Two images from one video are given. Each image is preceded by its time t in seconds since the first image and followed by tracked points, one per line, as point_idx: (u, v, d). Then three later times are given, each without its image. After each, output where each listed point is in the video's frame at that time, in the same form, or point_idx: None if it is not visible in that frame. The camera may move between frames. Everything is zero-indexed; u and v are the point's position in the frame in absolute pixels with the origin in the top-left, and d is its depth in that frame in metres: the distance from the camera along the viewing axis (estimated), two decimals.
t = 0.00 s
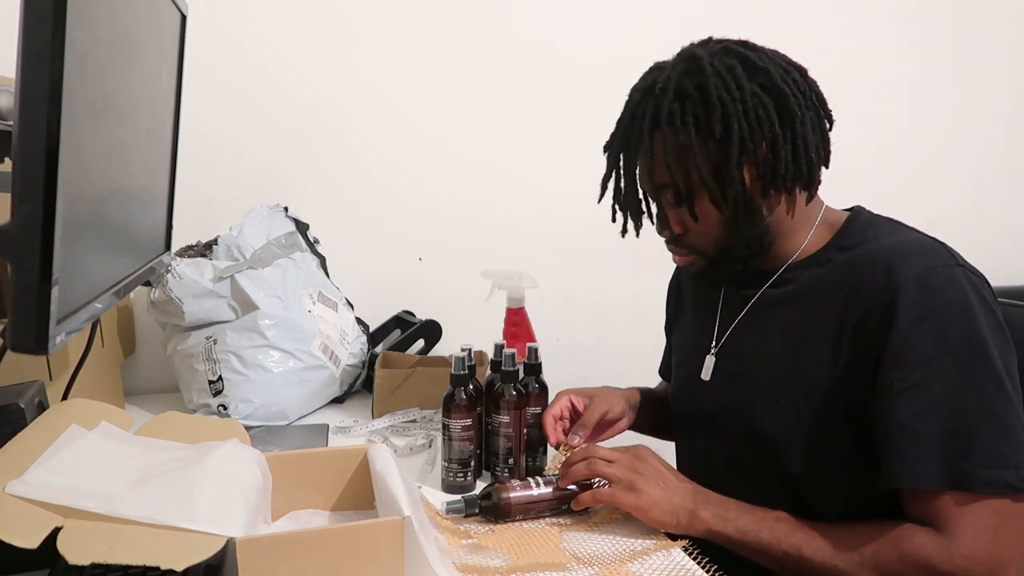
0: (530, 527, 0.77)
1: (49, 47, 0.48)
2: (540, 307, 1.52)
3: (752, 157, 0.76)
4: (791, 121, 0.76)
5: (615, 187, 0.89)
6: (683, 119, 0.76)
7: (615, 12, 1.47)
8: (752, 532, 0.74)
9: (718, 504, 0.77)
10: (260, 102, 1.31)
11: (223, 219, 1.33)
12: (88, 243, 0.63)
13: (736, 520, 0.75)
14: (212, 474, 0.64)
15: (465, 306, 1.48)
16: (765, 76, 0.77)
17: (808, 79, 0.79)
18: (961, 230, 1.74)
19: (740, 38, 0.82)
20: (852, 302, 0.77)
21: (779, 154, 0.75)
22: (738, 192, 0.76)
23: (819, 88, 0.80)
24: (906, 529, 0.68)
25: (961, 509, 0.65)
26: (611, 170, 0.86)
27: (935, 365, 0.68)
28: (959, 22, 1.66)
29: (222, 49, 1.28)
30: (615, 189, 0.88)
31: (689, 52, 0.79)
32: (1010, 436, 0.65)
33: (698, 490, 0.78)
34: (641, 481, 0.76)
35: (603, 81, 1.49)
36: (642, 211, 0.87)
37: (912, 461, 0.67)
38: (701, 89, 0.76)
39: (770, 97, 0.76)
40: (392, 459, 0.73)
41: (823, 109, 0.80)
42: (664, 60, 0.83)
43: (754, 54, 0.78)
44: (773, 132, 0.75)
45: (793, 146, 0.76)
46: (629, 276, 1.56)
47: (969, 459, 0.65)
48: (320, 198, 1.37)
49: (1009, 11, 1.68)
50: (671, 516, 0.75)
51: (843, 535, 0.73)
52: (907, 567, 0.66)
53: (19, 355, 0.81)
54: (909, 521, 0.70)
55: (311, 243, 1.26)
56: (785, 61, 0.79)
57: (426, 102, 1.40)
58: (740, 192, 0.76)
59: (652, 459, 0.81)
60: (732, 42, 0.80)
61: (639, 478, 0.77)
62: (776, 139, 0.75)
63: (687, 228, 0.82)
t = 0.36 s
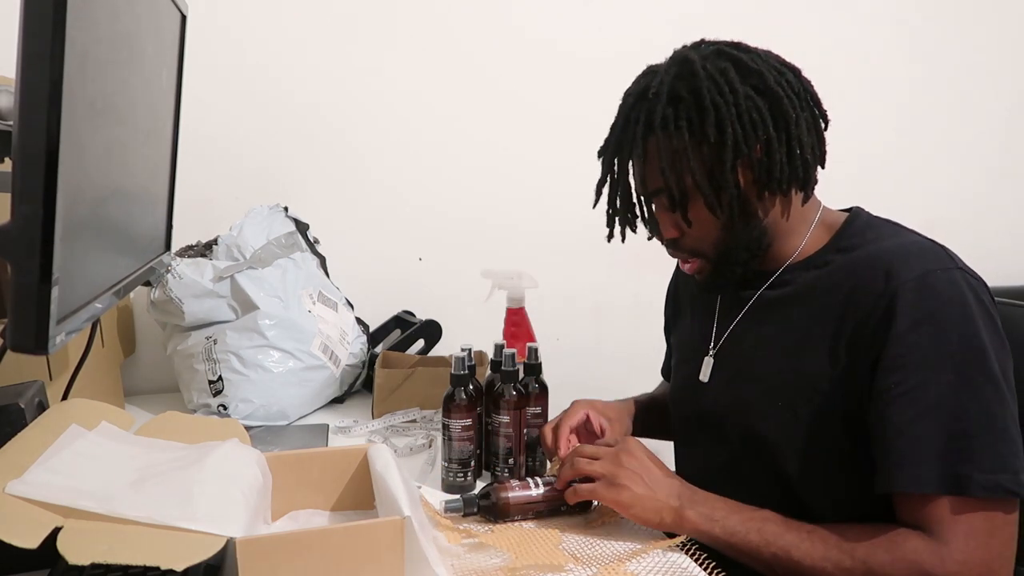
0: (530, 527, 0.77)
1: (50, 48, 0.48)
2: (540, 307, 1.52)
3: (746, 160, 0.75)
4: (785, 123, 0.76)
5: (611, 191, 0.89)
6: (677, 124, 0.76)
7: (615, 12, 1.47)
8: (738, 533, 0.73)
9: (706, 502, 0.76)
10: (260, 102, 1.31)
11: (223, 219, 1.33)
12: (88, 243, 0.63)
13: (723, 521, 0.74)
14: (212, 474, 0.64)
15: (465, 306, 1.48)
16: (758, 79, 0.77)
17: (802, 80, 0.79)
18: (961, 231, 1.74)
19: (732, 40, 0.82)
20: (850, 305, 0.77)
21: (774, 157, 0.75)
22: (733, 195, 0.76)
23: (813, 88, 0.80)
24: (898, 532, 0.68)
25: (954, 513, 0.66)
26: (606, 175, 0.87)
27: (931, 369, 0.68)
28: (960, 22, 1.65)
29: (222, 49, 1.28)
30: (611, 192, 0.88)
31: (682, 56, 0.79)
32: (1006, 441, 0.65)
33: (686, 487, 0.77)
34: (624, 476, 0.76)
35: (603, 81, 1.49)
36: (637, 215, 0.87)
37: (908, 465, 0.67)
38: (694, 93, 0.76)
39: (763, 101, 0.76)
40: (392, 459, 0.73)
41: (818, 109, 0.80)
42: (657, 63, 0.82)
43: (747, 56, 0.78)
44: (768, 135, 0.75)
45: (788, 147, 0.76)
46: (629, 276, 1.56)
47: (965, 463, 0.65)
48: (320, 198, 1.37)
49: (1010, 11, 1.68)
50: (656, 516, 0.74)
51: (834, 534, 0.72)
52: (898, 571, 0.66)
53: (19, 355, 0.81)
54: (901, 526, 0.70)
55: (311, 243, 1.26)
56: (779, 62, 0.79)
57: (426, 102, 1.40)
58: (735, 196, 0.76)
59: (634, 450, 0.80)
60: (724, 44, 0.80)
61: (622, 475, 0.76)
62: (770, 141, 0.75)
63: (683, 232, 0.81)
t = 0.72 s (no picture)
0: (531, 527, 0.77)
1: (50, 48, 0.48)
2: (540, 307, 1.52)
3: (744, 158, 0.75)
4: (785, 121, 0.76)
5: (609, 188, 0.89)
6: (674, 119, 0.76)
7: (615, 12, 1.47)
8: (730, 540, 0.73)
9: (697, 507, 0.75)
10: (260, 102, 1.31)
11: (223, 219, 1.33)
12: (88, 243, 0.63)
13: (715, 528, 0.73)
14: (212, 474, 0.64)
15: (465, 306, 1.48)
16: (758, 76, 0.77)
17: (803, 80, 0.79)
18: (962, 230, 1.74)
19: (735, 38, 0.82)
20: (849, 307, 0.77)
21: (771, 155, 0.75)
22: (729, 194, 0.76)
23: (814, 88, 0.80)
24: (893, 540, 0.69)
25: (952, 522, 0.66)
26: (604, 170, 0.87)
27: (932, 375, 0.68)
28: (959, 22, 1.65)
29: (222, 49, 1.28)
30: (608, 188, 0.89)
31: (682, 52, 0.80)
32: (1009, 452, 0.65)
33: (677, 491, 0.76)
34: (609, 485, 0.76)
35: (603, 81, 1.49)
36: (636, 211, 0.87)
37: (909, 475, 0.67)
38: (693, 89, 0.76)
39: (762, 98, 0.76)
40: (392, 459, 0.73)
41: (819, 109, 0.80)
42: (658, 59, 0.83)
43: (748, 54, 0.78)
44: (765, 133, 0.75)
45: (786, 146, 0.76)
46: (629, 277, 1.56)
47: (967, 475, 0.65)
48: (320, 198, 1.37)
49: (1010, 11, 1.68)
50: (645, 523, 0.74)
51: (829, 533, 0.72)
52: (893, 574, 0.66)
53: (19, 355, 0.81)
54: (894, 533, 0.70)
55: (311, 243, 1.26)
56: (780, 61, 0.79)
57: (426, 102, 1.40)
58: (731, 194, 0.76)
59: (622, 455, 0.79)
60: (726, 41, 0.80)
61: (609, 485, 0.77)
62: (768, 140, 0.75)
63: (680, 229, 0.81)
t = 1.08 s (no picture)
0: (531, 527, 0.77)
1: (50, 49, 0.48)
2: (540, 307, 1.52)
3: (750, 164, 0.75)
4: (790, 125, 0.76)
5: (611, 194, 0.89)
6: (678, 127, 0.76)
7: (615, 12, 1.47)
8: (719, 545, 0.73)
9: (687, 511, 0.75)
10: (260, 102, 1.31)
11: (223, 219, 1.33)
12: (88, 243, 0.63)
13: (703, 533, 0.73)
14: (212, 474, 0.64)
15: (465, 306, 1.48)
16: (762, 80, 0.77)
17: (806, 80, 0.79)
18: (962, 231, 1.74)
19: (736, 39, 0.81)
20: (854, 312, 0.77)
21: (778, 161, 0.75)
22: (735, 201, 0.76)
23: (818, 88, 0.80)
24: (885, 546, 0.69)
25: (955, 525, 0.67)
26: (606, 176, 0.86)
27: (939, 382, 0.68)
28: (960, 23, 1.65)
29: (221, 49, 1.28)
30: (611, 195, 0.88)
31: (683, 55, 0.79)
32: (1013, 459, 0.65)
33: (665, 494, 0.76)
34: (597, 492, 0.76)
35: (603, 81, 1.49)
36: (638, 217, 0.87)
37: (913, 481, 0.67)
38: (696, 95, 0.76)
39: (767, 102, 0.76)
40: (392, 459, 0.73)
41: (823, 109, 0.79)
42: (658, 62, 0.82)
43: (750, 56, 0.78)
44: (771, 138, 0.75)
45: (792, 151, 0.76)
46: (629, 277, 1.56)
47: (971, 481, 0.66)
48: (320, 198, 1.37)
49: (1010, 10, 1.68)
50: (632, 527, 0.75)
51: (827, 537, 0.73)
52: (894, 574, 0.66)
53: (19, 355, 0.81)
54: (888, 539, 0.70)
55: (311, 243, 1.26)
56: (783, 62, 0.78)
57: (426, 102, 1.40)
58: (737, 201, 0.76)
59: (607, 458, 0.78)
60: (728, 43, 0.79)
61: (594, 489, 0.76)
62: (773, 146, 0.75)
63: (685, 235, 0.81)
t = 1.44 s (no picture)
0: (530, 529, 0.77)
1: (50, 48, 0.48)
2: (540, 307, 1.52)
3: (763, 165, 0.75)
4: (803, 127, 0.76)
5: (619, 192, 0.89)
6: (692, 126, 0.76)
7: (614, 11, 1.47)
8: (717, 550, 0.72)
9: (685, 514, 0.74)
10: (260, 102, 1.31)
11: (223, 219, 1.33)
12: (89, 242, 0.63)
13: (701, 538, 0.73)
14: (212, 474, 0.64)
15: (465, 306, 1.48)
16: (777, 80, 0.77)
17: (819, 82, 0.79)
18: (961, 230, 1.74)
19: (750, 39, 0.81)
20: (862, 311, 0.77)
21: (791, 163, 0.75)
22: (747, 203, 0.76)
23: (829, 90, 0.80)
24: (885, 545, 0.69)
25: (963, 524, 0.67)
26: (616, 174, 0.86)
27: (951, 382, 0.68)
28: (960, 22, 1.65)
29: (221, 49, 1.28)
30: (619, 193, 0.88)
31: (698, 55, 0.79)
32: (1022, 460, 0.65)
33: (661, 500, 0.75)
34: (597, 499, 0.76)
35: (603, 81, 1.49)
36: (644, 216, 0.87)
37: (923, 479, 0.67)
38: (711, 95, 0.76)
39: (781, 103, 0.76)
40: (392, 459, 0.73)
41: (834, 111, 0.80)
42: (671, 61, 0.82)
43: (765, 57, 0.78)
44: (785, 140, 0.75)
45: (804, 152, 0.76)
46: (629, 276, 1.56)
47: (980, 480, 0.66)
48: (320, 198, 1.38)
49: (1010, 10, 1.68)
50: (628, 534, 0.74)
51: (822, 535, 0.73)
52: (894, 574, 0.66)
53: (19, 355, 0.81)
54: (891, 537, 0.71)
55: (311, 243, 1.26)
56: (797, 63, 0.79)
57: (426, 102, 1.40)
58: (750, 202, 0.76)
59: (607, 463, 0.78)
60: (742, 43, 0.79)
61: (592, 494, 0.76)
62: (787, 148, 0.75)
63: (695, 235, 0.81)
